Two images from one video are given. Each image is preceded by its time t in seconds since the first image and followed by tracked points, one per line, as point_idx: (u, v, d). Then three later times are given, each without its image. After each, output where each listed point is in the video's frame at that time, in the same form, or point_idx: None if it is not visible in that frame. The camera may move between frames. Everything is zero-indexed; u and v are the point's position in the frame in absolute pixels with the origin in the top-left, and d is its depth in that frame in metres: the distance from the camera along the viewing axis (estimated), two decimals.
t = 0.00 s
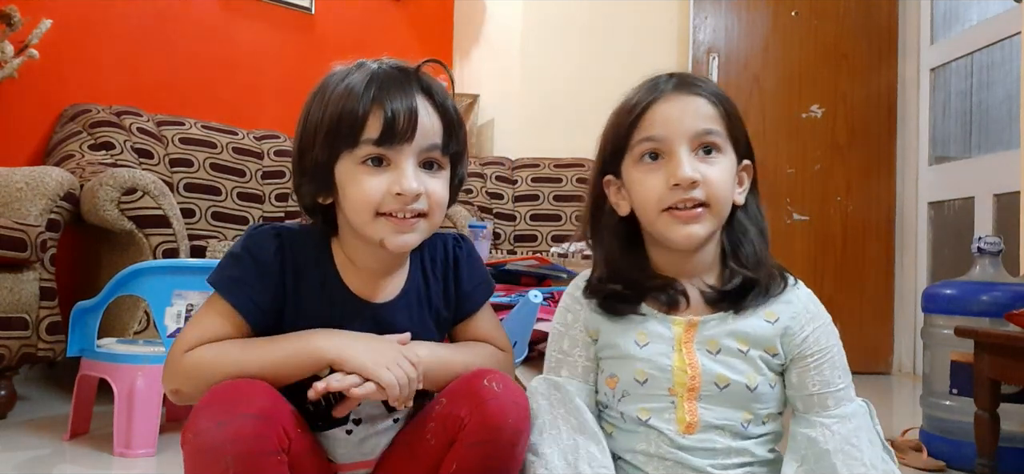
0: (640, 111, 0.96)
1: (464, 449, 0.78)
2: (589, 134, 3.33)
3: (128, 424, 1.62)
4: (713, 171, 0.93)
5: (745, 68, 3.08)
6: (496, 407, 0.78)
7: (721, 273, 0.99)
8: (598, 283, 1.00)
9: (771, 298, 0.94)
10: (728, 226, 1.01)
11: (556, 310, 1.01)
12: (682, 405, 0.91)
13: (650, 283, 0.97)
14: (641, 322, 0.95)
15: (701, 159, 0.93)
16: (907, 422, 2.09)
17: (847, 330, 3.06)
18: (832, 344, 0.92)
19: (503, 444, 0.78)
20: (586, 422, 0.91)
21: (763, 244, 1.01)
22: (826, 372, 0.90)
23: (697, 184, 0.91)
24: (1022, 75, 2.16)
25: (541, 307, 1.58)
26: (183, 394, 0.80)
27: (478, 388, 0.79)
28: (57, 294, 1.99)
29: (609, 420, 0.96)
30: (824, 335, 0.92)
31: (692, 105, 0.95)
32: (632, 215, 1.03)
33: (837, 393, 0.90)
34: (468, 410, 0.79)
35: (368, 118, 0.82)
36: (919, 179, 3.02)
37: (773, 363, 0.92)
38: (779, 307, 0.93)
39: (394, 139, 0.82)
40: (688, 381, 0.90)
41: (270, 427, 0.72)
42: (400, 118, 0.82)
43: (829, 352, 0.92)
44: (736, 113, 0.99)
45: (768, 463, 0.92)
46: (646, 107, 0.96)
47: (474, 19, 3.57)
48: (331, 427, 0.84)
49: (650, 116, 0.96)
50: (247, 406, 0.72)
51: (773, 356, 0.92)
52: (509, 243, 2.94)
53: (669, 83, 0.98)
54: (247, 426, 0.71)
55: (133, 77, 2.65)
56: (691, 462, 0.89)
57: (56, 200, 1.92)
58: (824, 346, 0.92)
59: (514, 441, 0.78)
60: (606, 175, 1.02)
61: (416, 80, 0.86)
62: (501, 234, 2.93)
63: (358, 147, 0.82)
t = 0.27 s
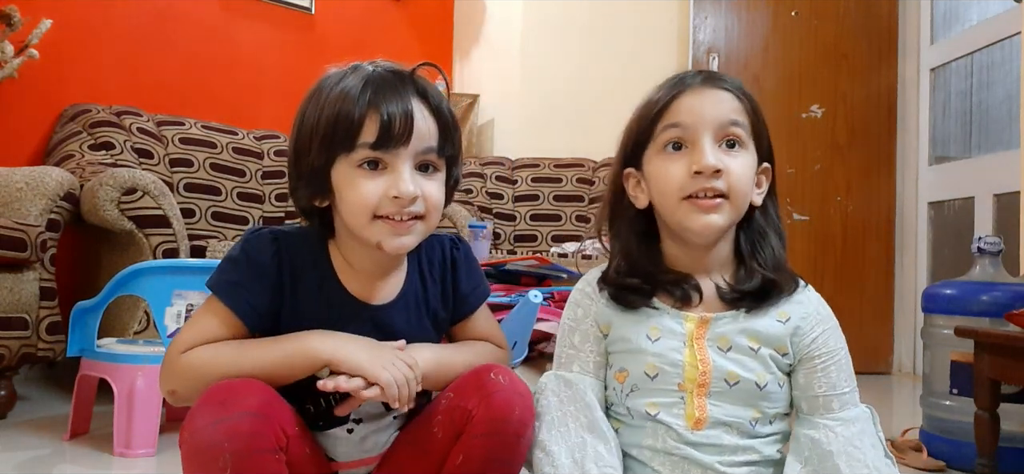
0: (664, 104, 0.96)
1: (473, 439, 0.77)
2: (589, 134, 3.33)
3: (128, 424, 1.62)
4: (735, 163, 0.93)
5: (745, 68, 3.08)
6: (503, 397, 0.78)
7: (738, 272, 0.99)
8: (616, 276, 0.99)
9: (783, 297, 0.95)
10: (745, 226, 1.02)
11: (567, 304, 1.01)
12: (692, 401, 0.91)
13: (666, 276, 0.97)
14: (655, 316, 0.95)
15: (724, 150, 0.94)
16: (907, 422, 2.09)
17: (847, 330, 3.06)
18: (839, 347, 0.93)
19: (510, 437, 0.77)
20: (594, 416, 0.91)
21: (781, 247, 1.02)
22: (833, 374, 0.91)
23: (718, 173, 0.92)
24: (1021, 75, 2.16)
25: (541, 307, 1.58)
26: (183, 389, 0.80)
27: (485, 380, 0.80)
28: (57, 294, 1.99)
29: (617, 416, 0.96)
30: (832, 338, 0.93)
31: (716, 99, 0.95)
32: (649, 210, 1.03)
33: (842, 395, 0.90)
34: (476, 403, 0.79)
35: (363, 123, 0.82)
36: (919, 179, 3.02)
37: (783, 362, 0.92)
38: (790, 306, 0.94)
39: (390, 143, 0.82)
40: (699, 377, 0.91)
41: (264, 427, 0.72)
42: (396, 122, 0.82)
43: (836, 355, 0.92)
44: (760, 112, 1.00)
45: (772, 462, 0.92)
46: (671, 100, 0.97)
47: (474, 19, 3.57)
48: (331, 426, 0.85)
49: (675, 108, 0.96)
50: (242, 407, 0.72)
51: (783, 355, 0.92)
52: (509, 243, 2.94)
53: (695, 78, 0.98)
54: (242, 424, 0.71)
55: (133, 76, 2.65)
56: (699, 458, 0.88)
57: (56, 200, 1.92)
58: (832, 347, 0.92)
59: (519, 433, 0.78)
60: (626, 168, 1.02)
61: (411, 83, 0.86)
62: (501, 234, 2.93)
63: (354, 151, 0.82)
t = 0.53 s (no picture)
0: (661, 104, 0.97)
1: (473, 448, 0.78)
2: (589, 134, 3.33)
3: (128, 424, 1.62)
4: (729, 164, 0.93)
5: (745, 68, 3.08)
6: (505, 404, 0.79)
7: (735, 269, 1.00)
8: (616, 272, 0.99)
9: (782, 294, 0.95)
10: (743, 226, 1.02)
11: (565, 305, 1.00)
12: (693, 400, 0.91)
13: (664, 272, 0.98)
14: (651, 311, 0.96)
15: (719, 151, 0.94)
16: (907, 422, 2.09)
17: (846, 330, 3.06)
18: (837, 343, 0.93)
19: (513, 445, 0.78)
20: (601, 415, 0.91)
21: (778, 245, 1.02)
22: (833, 370, 0.91)
23: (712, 173, 0.92)
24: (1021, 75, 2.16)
25: (541, 307, 1.58)
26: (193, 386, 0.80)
27: (487, 389, 0.80)
28: (57, 294, 1.99)
29: (618, 415, 0.95)
30: (830, 334, 0.93)
31: (712, 100, 0.96)
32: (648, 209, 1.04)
33: (842, 391, 0.91)
34: (477, 411, 0.79)
35: (368, 113, 0.82)
36: (918, 179, 3.02)
37: (783, 360, 0.92)
38: (790, 303, 0.94)
39: (395, 133, 0.82)
40: (699, 375, 0.91)
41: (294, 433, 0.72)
42: (400, 113, 0.82)
43: (835, 351, 0.92)
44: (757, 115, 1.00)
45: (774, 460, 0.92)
46: (667, 101, 0.97)
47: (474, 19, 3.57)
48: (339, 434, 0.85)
49: (671, 110, 0.96)
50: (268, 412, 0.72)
51: (784, 352, 0.92)
52: (508, 243, 2.94)
53: (692, 79, 0.99)
54: (272, 431, 0.71)
55: (133, 76, 2.65)
56: (701, 458, 0.89)
57: (56, 200, 1.92)
58: (832, 344, 0.92)
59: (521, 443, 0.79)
60: (624, 169, 1.03)
61: (416, 73, 0.87)
62: (501, 234, 2.93)
63: (358, 142, 0.82)
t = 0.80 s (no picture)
0: (646, 110, 0.98)
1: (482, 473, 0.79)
2: (589, 134, 3.33)
3: (128, 424, 1.62)
4: (716, 169, 0.94)
5: (745, 68, 3.09)
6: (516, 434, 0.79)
7: (727, 272, 1.00)
8: (606, 276, 1.01)
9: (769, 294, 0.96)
10: (733, 227, 1.03)
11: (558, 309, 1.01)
12: (687, 401, 0.91)
13: (656, 275, 0.98)
14: (642, 313, 0.96)
15: (704, 156, 0.95)
16: (907, 422, 2.09)
17: (846, 330, 3.06)
18: (830, 340, 0.94)
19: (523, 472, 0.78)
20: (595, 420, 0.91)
21: (768, 246, 1.03)
22: (825, 369, 0.93)
23: (698, 180, 0.93)
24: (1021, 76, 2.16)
25: (541, 307, 1.58)
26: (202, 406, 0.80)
27: (499, 418, 0.80)
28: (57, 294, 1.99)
29: (612, 418, 0.96)
30: (822, 332, 0.94)
31: (697, 104, 0.96)
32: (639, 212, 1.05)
33: (836, 386, 0.92)
34: (483, 439, 0.80)
35: (371, 98, 0.82)
36: (919, 179, 3.02)
37: (777, 359, 0.93)
38: (782, 304, 0.95)
39: (400, 117, 0.82)
40: (692, 377, 0.91)
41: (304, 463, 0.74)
42: (404, 95, 0.82)
43: (828, 348, 0.94)
44: (743, 116, 1.01)
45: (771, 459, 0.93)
46: (653, 105, 0.98)
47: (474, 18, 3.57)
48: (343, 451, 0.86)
49: (655, 115, 0.97)
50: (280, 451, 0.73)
51: (777, 352, 0.93)
52: (509, 243, 2.94)
53: (677, 83, 1.00)
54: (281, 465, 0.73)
55: (133, 77, 2.65)
56: (696, 460, 0.89)
57: (56, 200, 1.92)
58: (825, 341, 0.94)
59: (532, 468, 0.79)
60: (613, 172, 1.04)
61: (420, 56, 0.87)
62: (501, 234, 2.93)
63: (362, 128, 0.82)
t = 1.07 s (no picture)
0: (634, 111, 0.99)
1: None
2: (589, 134, 3.33)
3: (128, 424, 1.62)
4: (706, 167, 0.96)
5: (745, 68, 3.09)
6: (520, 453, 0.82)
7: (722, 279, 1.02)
8: (603, 283, 1.03)
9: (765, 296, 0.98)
10: (728, 230, 1.05)
11: (555, 316, 1.05)
12: (687, 406, 0.92)
13: (652, 280, 1.01)
14: (643, 321, 0.97)
15: (693, 155, 0.96)
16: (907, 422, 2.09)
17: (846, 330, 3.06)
18: (823, 307, 0.99)
19: None
20: (592, 427, 0.92)
21: (762, 249, 1.05)
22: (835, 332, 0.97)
23: (687, 179, 0.94)
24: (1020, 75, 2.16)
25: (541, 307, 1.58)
26: (204, 426, 0.81)
27: (503, 437, 0.83)
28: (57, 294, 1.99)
29: (610, 423, 0.98)
30: (813, 301, 0.99)
31: (684, 103, 0.98)
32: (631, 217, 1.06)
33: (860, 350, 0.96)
34: (486, 459, 0.83)
35: (378, 102, 0.82)
36: (919, 179, 3.02)
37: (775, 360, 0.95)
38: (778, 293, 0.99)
39: (408, 120, 0.81)
40: (692, 381, 0.92)
41: None
42: (413, 98, 0.82)
43: (823, 314, 0.99)
44: (733, 113, 1.02)
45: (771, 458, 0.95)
46: (642, 106, 1.00)
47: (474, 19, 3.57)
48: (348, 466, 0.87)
49: (643, 115, 0.99)
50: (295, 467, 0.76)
51: (778, 348, 0.96)
52: (509, 243, 2.94)
53: (665, 83, 1.01)
54: None
55: (133, 77, 2.66)
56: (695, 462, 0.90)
57: (56, 200, 1.92)
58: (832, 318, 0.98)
59: None
60: (605, 176, 1.06)
61: (428, 57, 0.87)
62: (501, 234, 2.94)
63: (369, 134, 0.82)
